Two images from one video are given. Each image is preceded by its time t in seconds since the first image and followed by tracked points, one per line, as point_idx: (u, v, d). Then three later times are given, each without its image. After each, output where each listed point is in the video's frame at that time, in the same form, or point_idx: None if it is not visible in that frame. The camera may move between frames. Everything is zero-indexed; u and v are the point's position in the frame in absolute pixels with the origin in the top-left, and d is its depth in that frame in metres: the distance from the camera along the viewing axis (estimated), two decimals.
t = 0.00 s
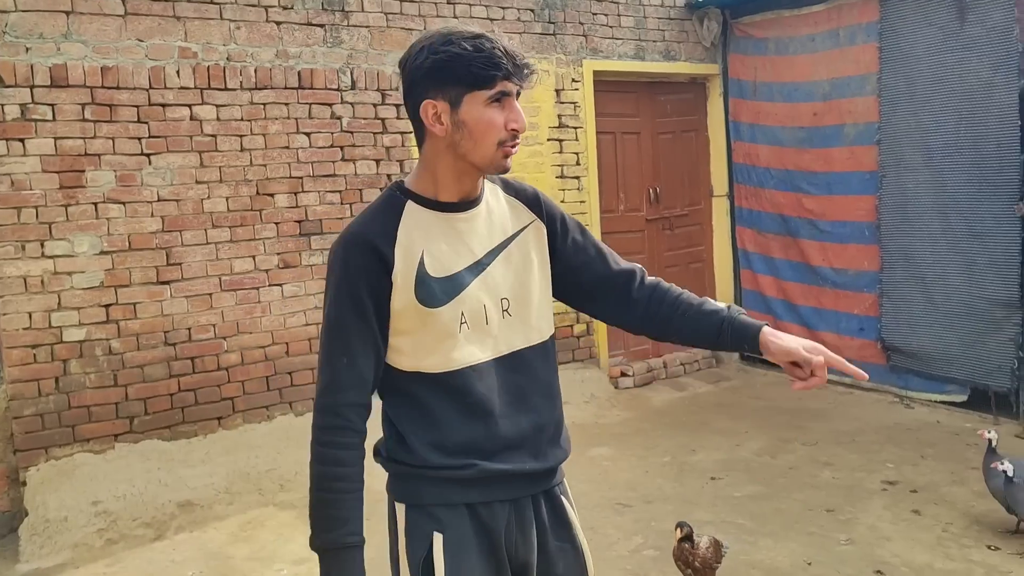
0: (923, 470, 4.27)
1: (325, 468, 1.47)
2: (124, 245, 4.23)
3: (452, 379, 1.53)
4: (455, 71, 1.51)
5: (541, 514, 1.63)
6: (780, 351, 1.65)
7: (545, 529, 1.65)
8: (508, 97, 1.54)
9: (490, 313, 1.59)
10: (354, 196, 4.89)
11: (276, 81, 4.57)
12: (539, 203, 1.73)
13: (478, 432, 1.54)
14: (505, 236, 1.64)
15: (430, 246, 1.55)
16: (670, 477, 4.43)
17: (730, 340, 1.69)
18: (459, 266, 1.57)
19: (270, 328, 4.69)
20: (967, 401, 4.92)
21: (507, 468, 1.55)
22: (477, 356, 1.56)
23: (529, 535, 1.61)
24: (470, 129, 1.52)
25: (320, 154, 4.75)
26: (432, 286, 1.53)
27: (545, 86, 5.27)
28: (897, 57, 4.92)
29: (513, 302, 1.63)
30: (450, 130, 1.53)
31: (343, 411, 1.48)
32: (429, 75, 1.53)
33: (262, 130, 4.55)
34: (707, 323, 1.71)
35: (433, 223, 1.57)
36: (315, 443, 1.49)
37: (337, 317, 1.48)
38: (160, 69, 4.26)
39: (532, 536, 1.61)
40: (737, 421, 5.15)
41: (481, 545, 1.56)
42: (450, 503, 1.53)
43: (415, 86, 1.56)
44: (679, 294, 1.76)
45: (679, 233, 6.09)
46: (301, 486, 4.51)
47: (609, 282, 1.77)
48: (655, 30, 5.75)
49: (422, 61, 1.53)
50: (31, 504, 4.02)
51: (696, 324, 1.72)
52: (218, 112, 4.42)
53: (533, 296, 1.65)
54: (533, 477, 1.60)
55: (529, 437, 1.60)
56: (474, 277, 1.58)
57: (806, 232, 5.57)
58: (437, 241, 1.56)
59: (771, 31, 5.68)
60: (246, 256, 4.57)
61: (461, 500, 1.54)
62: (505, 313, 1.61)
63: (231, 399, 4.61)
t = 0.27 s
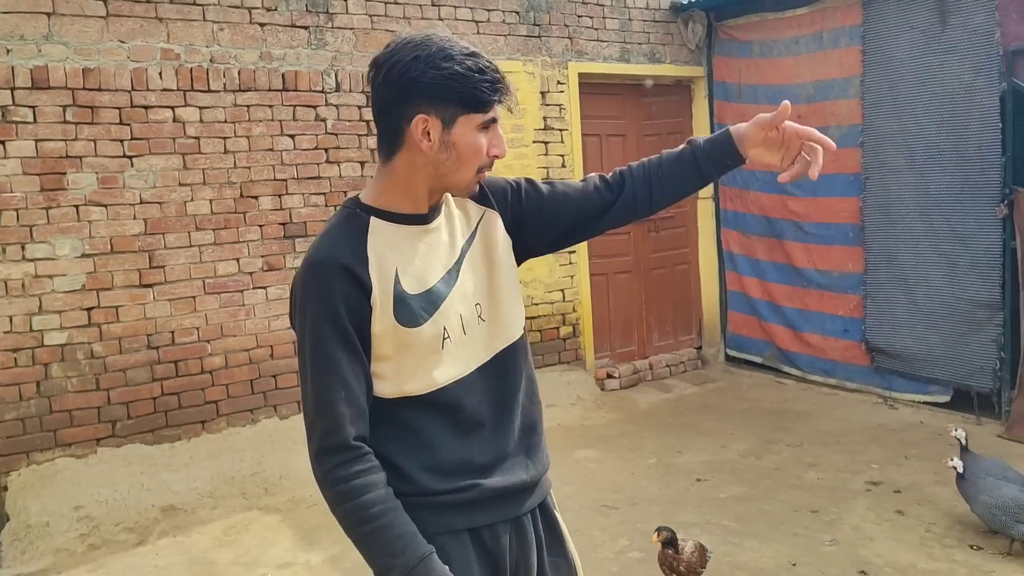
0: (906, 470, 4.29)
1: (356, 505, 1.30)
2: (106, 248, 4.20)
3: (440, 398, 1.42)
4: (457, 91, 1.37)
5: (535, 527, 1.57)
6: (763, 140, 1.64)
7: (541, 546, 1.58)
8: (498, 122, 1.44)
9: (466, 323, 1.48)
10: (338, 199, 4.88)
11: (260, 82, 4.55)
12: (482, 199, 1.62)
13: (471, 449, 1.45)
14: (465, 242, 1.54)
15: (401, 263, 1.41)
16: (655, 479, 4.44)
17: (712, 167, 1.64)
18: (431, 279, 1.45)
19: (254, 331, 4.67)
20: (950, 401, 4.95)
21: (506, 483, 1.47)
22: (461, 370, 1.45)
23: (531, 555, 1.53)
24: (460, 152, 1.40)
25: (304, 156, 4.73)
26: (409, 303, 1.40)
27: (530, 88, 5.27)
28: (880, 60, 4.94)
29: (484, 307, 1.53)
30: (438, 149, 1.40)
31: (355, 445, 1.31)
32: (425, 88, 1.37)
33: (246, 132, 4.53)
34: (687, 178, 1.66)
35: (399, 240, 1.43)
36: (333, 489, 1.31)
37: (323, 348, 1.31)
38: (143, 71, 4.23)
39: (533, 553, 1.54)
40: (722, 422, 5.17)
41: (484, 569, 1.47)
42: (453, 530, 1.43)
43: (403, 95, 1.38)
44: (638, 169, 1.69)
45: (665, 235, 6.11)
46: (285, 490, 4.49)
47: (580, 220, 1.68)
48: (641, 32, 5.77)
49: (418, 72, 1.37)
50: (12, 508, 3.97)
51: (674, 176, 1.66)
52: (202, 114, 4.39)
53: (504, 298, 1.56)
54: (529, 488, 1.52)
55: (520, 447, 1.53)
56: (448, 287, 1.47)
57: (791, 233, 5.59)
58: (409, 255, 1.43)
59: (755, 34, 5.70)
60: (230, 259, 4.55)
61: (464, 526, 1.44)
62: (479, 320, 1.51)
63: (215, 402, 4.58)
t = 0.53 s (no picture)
0: (900, 472, 4.31)
1: (343, 544, 1.17)
2: (102, 251, 4.20)
3: (432, 410, 1.34)
4: (437, 78, 1.26)
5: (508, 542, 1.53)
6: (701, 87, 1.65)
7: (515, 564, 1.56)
8: (478, 113, 1.34)
9: (446, 326, 1.39)
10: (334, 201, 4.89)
11: (256, 86, 4.57)
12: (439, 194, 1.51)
13: (465, 463, 1.37)
14: (434, 238, 1.44)
15: (383, 267, 1.29)
16: (650, 481, 4.45)
17: (653, 114, 1.64)
18: (415, 283, 1.34)
19: (250, 334, 4.68)
20: (943, 403, 4.97)
21: (493, 500, 1.41)
22: (448, 377, 1.37)
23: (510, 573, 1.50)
24: (441, 144, 1.29)
25: (300, 159, 4.75)
26: (402, 311, 1.29)
27: (525, 91, 5.28)
28: (873, 64, 4.97)
29: (458, 307, 1.44)
30: (417, 141, 1.28)
31: (349, 477, 1.18)
32: (403, 75, 1.25)
33: (242, 135, 4.54)
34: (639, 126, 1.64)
35: (385, 244, 1.31)
36: (319, 526, 1.18)
37: (318, 367, 1.17)
38: (139, 74, 4.23)
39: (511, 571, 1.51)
40: (717, 424, 5.19)
41: None
42: (444, 552, 1.36)
43: (377, 83, 1.25)
44: (577, 128, 1.65)
45: (659, 238, 6.12)
46: (281, 492, 4.49)
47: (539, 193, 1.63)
48: (636, 36, 5.79)
49: (395, 58, 1.25)
50: (7, 512, 3.96)
51: (616, 130, 1.64)
52: (198, 117, 4.40)
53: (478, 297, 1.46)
54: (508, 505, 1.47)
55: (504, 462, 1.47)
56: (431, 289, 1.37)
57: (786, 236, 5.61)
58: (392, 259, 1.31)
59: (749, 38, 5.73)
60: (226, 261, 4.55)
61: (456, 547, 1.37)
62: (455, 321, 1.43)
63: (211, 405, 4.58)
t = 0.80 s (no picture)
0: (902, 473, 4.31)
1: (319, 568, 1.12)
2: (105, 252, 4.21)
3: (425, 424, 1.31)
4: (436, 73, 1.26)
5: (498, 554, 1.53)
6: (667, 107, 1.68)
7: None
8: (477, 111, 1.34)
9: (435, 338, 1.37)
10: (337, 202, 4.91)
11: (259, 87, 4.59)
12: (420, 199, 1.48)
13: (459, 477, 1.36)
14: (424, 244, 1.41)
15: (386, 272, 1.26)
16: (652, 482, 4.46)
17: (628, 129, 1.67)
18: (414, 291, 1.31)
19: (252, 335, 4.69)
20: (946, 405, 4.97)
21: (485, 515, 1.39)
22: (439, 390, 1.35)
23: None
24: (441, 142, 1.29)
25: (303, 161, 4.77)
26: (402, 320, 1.26)
27: (528, 93, 5.29)
28: (875, 65, 4.97)
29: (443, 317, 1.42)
30: (416, 139, 1.27)
31: (332, 500, 1.14)
32: (400, 70, 1.24)
33: (245, 137, 4.56)
34: (606, 144, 1.67)
35: (385, 250, 1.28)
36: (293, 546, 1.13)
37: (317, 378, 1.13)
38: (142, 76, 4.24)
39: None
40: (719, 425, 5.20)
41: None
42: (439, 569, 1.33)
43: (373, 80, 1.25)
44: (552, 139, 1.66)
45: (661, 239, 6.12)
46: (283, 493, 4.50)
47: (507, 209, 1.63)
48: (637, 37, 5.80)
49: (392, 53, 1.24)
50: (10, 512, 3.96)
51: (591, 143, 1.66)
52: (201, 119, 4.41)
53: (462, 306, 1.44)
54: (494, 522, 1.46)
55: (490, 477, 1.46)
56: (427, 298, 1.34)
57: (788, 237, 5.61)
58: (391, 264, 1.28)
59: (751, 39, 5.73)
60: (228, 262, 4.56)
61: (451, 563, 1.35)
62: (440, 331, 1.40)
63: (213, 406, 4.59)
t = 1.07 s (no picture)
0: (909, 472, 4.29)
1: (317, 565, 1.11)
2: (110, 250, 4.22)
3: (419, 431, 1.29)
4: (421, 67, 1.25)
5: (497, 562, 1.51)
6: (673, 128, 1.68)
7: None
8: (465, 106, 1.33)
9: (431, 343, 1.35)
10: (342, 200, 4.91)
11: (264, 85, 4.59)
12: (420, 207, 1.47)
13: (453, 488, 1.34)
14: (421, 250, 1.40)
15: (375, 272, 1.26)
16: (657, 480, 4.45)
17: (635, 148, 1.66)
18: (405, 293, 1.30)
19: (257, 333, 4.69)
20: (953, 404, 4.94)
21: (482, 527, 1.37)
22: (433, 396, 1.33)
23: None
24: (429, 137, 1.28)
25: (308, 159, 4.77)
26: (390, 321, 1.25)
27: (532, 91, 5.29)
28: (881, 62, 4.95)
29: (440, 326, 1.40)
30: (404, 135, 1.27)
31: (326, 495, 1.12)
32: (385, 65, 1.24)
33: (250, 135, 4.56)
34: (612, 163, 1.66)
35: (374, 250, 1.28)
36: (291, 546, 1.11)
37: (302, 372, 1.11)
38: (147, 74, 4.25)
39: None
40: (724, 423, 5.19)
41: None
42: None
43: (358, 76, 1.25)
44: (558, 156, 1.66)
45: (666, 237, 6.11)
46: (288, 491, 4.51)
47: (509, 223, 1.62)
48: (642, 35, 5.78)
49: (376, 48, 1.24)
50: (17, 510, 3.98)
51: (598, 161, 1.66)
52: (206, 117, 4.42)
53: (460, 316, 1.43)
54: (493, 532, 1.44)
55: (487, 487, 1.44)
56: (420, 301, 1.33)
57: (793, 235, 5.59)
58: (379, 264, 1.28)
59: (756, 36, 5.72)
60: (234, 260, 4.57)
61: None
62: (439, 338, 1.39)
63: (218, 404, 4.60)
